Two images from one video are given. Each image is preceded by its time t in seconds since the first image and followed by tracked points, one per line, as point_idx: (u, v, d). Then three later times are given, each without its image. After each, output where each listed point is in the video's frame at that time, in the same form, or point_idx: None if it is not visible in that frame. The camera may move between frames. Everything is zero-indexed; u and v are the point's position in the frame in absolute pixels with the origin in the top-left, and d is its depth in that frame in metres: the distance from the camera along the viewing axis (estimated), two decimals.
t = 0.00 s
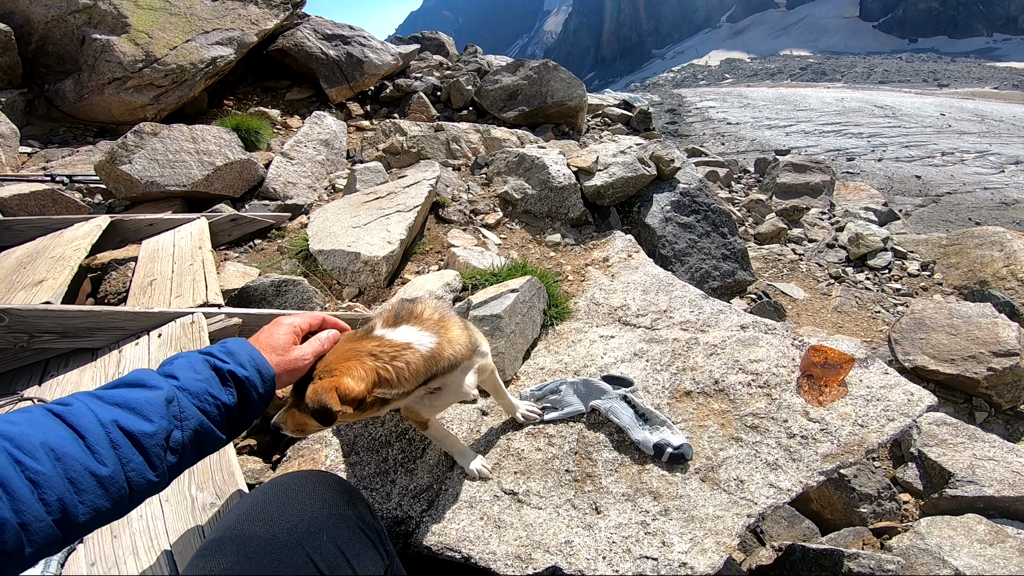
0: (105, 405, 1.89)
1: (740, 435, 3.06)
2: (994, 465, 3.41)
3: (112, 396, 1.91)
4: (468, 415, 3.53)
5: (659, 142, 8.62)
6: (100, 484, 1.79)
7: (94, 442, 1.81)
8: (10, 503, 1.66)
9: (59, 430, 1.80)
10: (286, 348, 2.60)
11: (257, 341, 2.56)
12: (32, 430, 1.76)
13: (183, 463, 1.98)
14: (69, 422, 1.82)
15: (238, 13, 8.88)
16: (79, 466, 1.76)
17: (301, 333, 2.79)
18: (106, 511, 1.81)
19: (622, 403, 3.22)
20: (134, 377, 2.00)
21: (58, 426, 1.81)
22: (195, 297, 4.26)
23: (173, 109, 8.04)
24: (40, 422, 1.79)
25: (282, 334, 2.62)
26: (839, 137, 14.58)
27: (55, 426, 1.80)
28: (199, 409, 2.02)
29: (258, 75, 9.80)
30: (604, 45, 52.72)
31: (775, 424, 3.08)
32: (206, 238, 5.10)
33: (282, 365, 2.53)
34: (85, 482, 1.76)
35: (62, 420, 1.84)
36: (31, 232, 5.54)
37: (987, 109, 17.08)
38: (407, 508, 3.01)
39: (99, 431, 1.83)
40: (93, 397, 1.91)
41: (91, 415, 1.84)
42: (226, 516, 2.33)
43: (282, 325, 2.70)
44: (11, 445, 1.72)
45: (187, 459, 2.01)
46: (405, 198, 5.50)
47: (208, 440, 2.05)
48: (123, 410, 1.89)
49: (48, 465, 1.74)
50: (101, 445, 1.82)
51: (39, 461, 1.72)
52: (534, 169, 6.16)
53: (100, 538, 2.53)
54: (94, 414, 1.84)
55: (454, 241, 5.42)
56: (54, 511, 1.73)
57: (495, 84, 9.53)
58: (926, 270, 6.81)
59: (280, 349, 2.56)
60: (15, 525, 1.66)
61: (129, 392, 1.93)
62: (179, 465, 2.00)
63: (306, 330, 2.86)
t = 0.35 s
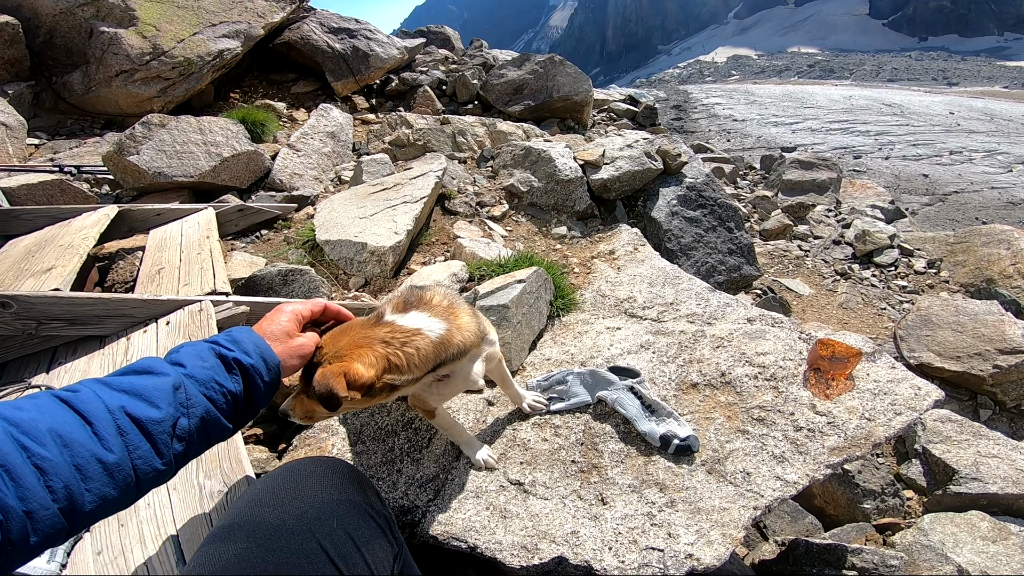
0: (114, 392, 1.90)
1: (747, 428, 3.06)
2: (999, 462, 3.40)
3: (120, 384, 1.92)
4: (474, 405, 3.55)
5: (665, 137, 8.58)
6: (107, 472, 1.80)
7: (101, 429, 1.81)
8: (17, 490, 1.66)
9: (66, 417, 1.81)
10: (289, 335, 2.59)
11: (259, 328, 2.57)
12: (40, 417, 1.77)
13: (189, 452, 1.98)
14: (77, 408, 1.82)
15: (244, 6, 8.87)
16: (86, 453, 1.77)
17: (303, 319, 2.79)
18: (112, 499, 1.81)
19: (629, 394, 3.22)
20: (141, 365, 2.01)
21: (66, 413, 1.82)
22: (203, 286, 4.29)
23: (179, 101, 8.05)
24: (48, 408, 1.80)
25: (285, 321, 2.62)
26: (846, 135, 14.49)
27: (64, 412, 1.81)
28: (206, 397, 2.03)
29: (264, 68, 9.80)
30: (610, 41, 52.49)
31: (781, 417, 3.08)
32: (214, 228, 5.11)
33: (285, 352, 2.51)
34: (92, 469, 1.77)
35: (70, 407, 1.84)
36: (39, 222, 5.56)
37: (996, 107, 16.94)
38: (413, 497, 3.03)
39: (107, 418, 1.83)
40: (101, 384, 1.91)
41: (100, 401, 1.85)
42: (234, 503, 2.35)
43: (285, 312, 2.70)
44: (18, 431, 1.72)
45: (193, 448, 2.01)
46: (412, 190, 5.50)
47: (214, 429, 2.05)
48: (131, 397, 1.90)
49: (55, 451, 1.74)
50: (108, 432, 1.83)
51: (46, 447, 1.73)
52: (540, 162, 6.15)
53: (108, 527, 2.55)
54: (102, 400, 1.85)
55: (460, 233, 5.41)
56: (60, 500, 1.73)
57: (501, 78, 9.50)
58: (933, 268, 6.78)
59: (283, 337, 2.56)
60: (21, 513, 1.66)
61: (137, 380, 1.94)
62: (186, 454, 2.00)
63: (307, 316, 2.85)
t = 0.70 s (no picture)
0: (119, 385, 1.89)
1: (746, 426, 3.06)
2: (998, 463, 3.40)
3: (125, 377, 1.91)
4: (475, 401, 3.56)
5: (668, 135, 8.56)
6: (108, 468, 1.80)
7: (105, 426, 1.81)
8: (18, 486, 1.67)
9: (70, 412, 1.81)
10: (305, 330, 2.45)
11: (274, 318, 2.43)
12: (44, 411, 1.77)
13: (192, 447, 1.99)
14: (81, 402, 1.82)
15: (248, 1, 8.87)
16: (88, 449, 1.77)
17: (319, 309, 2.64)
18: (113, 495, 1.82)
19: (628, 391, 3.24)
20: (149, 356, 2.00)
21: (69, 407, 1.82)
22: (206, 280, 4.30)
23: (183, 97, 8.07)
24: (52, 403, 1.79)
25: (302, 314, 2.48)
26: (851, 134, 14.44)
27: (68, 406, 1.81)
28: (214, 392, 2.02)
29: (268, 64, 9.81)
30: (614, 38, 52.33)
31: (780, 415, 3.08)
32: (216, 223, 5.13)
33: (297, 350, 2.38)
34: (93, 466, 1.77)
35: (76, 400, 1.84)
36: (43, 216, 5.59)
37: (1002, 107, 16.85)
38: (412, 492, 3.04)
39: (110, 414, 1.83)
40: (107, 377, 1.90)
41: (105, 396, 1.84)
42: (233, 496, 2.36)
43: (302, 301, 2.55)
44: (22, 425, 1.73)
45: (197, 442, 2.02)
46: (414, 186, 5.50)
47: (220, 424, 2.05)
48: (136, 392, 1.89)
49: (57, 447, 1.75)
50: (112, 428, 1.83)
51: (48, 445, 1.73)
52: (543, 159, 6.15)
53: (108, 520, 2.57)
54: (107, 395, 1.84)
55: (462, 228, 5.42)
56: (60, 496, 1.74)
57: (504, 75, 9.49)
58: (936, 267, 6.76)
59: (298, 331, 2.42)
60: (20, 510, 1.67)
61: (143, 374, 1.93)
62: (189, 448, 2.00)
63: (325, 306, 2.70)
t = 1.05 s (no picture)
0: (123, 367, 1.91)
1: (743, 424, 3.08)
2: (995, 463, 3.42)
3: (130, 359, 1.93)
4: (473, 398, 3.59)
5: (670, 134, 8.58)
6: (114, 450, 1.80)
7: (111, 407, 1.82)
8: (25, 468, 1.66)
9: (76, 393, 1.81)
10: (306, 315, 2.53)
11: (276, 302, 2.50)
12: (50, 393, 1.77)
13: (197, 428, 2.01)
14: (87, 384, 1.83)
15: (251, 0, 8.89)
16: (95, 430, 1.77)
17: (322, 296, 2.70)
18: (120, 476, 1.82)
19: (626, 389, 3.25)
20: (152, 339, 2.03)
21: (76, 388, 1.82)
22: (208, 277, 4.34)
23: (186, 95, 8.11)
24: (58, 384, 1.80)
25: (304, 298, 2.56)
26: (853, 134, 14.42)
27: (74, 388, 1.82)
28: (217, 372, 2.05)
29: (270, 62, 9.84)
30: (617, 37, 52.28)
31: (777, 413, 3.10)
32: (219, 221, 5.16)
33: (297, 333, 2.46)
34: (100, 447, 1.77)
35: (81, 382, 1.85)
36: (47, 213, 5.63)
37: (1006, 108, 16.81)
38: (411, 487, 3.07)
39: (116, 394, 1.84)
40: (111, 359, 1.92)
41: (110, 377, 1.86)
42: (234, 489, 2.38)
43: (304, 288, 2.62)
44: (29, 407, 1.73)
45: (201, 423, 2.03)
46: (415, 184, 5.53)
47: (223, 405, 2.08)
48: (141, 372, 1.91)
49: (64, 428, 1.75)
50: (117, 409, 1.83)
51: (55, 426, 1.73)
52: (544, 159, 6.17)
53: (112, 515, 2.61)
54: (113, 375, 1.86)
55: (463, 227, 5.44)
56: (67, 478, 1.73)
57: (506, 74, 9.51)
58: (936, 268, 6.76)
59: (299, 315, 2.50)
60: (28, 492, 1.66)
61: (147, 355, 1.96)
62: (192, 430, 2.02)
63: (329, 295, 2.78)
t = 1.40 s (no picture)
0: (121, 358, 1.92)
1: (746, 425, 3.09)
2: (997, 465, 3.43)
3: (127, 350, 1.94)
4: (477, 398, 3.60)
5: (673, 136, 8.59)
6: (112, 441, 1.81)
7: (109, 398, 1.83)
8: (24, 459, 1.68)
9: (74, 384, 1.82)
10: (306, 310, 2.49)
11: (278, 297, 2.50)
12: (48, 384, 1.78)
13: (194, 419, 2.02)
14: (84, 375, 1.84)
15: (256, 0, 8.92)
16: (93, 421, 1.79)
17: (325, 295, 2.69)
18: (118, 467, 1.84)
19: (630, 389, 3.27)
20: (149, 330, 2.04)
21: (74, 379, 1.83)
22: (214, 277, 4.36)
23: (191, 95, 8.15)
24: (57, 374, 1.81)
25: (305, 295, 2.53)
26: (856, 137, 14.42)
27: (72, 379, 1.83)
28: (214, 363, 2.05)
29: (274, 63, 9.87)
30: (619, 39, 52.31)
31: (780, 414, 3.11)
32: (224, 220, 5.18)
33: (295, 327, 2.42)
34: (98, 438, 1.79)
35: (79, 372, 1.86)
36: (53, 213, 5.66)
37: (1009, 111, 16.79)
38: (416, 487, 3.08)
39: (114, 385, 1.85)
40: (108, 350, 1.93)
41: (108, 368, 1.87)
42: (242, 487, 2.40)
43: (308, 284, 2.62)
44: (27, 398, 1.74)
45: (198, 414, 2.05)
46: (419, 185, 5.55)
47: (220, 395, 2.09)
48: (138, 363, 1.92)
49: (63, 420, 1.76)
50: (115, 400, 1.85)
51: (54, 417, 1.74)
52: (547, 160, 6.19)
53: (118, 513, 2.62)
54: (110, 366, 1.87)
55: (466, 228, 5.46)
56: (66, 470, 1.75)
57: (509, 75, 9.53)
58: (939, 271, 6.76)
59: (298, 311, 2.47)
60: (27, 484, 1.68)
61: (145, 346, 1.97)
62: (190, 421, 2.03)
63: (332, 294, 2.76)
